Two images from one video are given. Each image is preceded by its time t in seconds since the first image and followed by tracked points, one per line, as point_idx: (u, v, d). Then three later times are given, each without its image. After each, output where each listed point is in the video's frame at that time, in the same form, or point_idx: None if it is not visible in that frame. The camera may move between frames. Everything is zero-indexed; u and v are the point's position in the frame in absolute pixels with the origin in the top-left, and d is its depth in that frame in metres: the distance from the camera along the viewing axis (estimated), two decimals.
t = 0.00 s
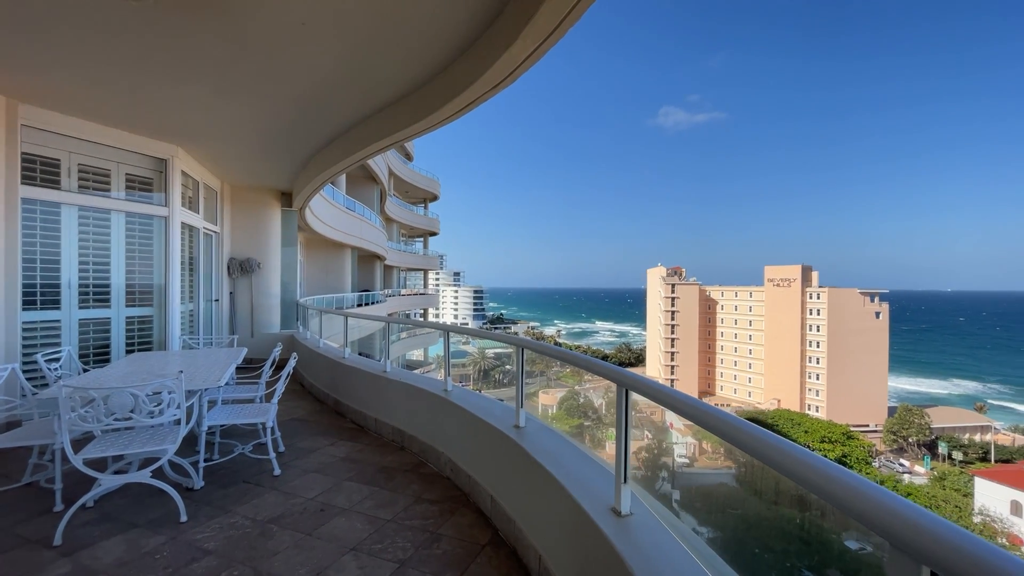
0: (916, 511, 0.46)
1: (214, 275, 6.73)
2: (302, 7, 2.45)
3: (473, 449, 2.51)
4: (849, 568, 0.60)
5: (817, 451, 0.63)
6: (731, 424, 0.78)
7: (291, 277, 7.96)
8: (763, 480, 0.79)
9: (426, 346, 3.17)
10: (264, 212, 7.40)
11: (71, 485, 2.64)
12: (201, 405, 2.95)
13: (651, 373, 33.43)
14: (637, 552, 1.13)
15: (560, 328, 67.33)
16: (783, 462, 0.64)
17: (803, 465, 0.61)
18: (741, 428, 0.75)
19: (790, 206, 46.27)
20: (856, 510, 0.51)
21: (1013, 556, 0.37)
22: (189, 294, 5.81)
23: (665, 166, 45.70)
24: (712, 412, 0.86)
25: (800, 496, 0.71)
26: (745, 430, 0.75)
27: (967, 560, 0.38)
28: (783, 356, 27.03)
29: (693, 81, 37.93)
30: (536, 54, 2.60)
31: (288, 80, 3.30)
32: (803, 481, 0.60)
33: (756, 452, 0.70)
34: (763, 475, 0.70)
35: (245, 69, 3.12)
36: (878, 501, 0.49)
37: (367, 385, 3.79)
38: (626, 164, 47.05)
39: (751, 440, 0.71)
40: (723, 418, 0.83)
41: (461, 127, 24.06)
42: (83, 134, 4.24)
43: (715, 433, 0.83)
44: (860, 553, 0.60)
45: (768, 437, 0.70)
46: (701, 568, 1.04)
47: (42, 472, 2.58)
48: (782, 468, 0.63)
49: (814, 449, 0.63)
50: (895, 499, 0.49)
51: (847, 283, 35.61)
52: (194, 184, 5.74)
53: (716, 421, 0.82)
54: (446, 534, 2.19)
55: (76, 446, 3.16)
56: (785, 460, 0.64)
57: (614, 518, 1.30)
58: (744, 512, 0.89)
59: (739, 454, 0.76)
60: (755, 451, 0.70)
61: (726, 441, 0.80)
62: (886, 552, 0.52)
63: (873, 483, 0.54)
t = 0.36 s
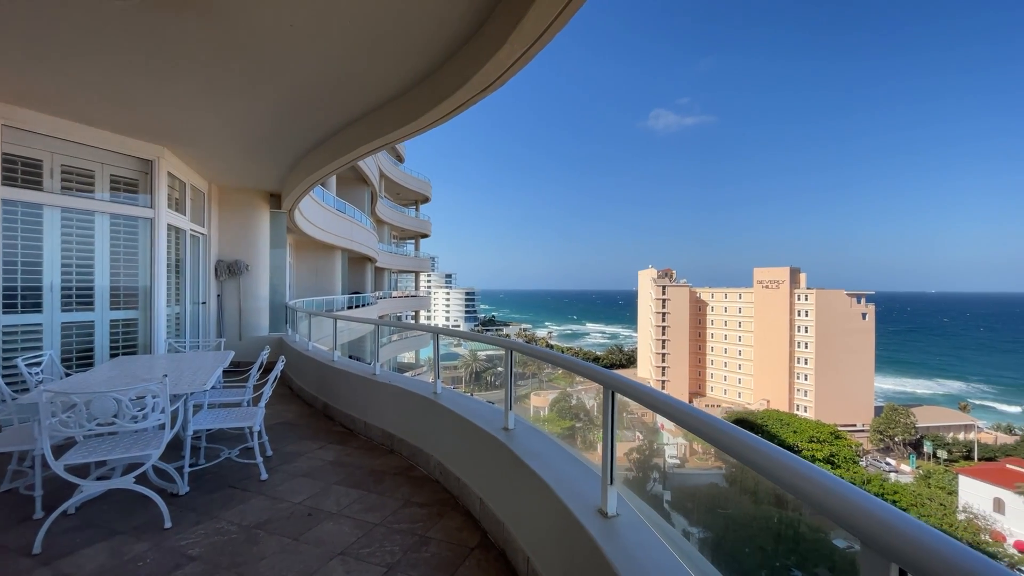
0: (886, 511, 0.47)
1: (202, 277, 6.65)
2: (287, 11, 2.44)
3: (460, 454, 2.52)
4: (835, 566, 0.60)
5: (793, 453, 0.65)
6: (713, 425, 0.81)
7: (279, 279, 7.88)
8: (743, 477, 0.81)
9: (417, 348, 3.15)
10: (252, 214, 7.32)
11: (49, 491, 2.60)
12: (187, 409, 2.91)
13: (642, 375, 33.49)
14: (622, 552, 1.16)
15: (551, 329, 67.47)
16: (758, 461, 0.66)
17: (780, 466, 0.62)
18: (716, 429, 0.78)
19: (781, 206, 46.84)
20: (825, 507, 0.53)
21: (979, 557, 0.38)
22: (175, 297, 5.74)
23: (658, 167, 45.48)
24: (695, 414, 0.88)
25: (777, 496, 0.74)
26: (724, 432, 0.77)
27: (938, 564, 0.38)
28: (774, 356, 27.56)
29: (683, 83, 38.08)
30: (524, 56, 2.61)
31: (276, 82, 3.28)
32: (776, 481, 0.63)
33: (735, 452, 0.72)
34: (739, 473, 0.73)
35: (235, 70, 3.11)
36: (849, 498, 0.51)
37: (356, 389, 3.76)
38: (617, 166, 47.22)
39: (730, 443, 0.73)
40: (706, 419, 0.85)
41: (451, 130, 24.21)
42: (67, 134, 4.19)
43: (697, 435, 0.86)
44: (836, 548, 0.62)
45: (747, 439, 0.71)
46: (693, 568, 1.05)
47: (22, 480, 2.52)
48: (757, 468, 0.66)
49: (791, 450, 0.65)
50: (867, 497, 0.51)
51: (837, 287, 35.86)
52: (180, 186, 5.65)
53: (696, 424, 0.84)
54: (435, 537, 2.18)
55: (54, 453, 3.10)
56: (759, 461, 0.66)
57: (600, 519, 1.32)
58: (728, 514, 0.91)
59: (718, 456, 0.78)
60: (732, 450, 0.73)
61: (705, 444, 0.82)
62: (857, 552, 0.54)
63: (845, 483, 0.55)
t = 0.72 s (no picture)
0: (843, 504, 0.50)
1: (173, 279, 6.45)
2: (261, 7, 2.40)
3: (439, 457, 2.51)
4: (808, 560, 0.62)
5: (758, 450, 0.67)
6: (686, 425, 0.83)
7: (256, 281, 7.71)
8: (715, 476, 0.84)
9: (398, 351, 3.12)
10: (227, 215, 7.14)
11: (8, 502, 2.49)
12: (156, 415, 2.82)
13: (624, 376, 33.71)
14: (596, 552, 1.18)
15: (533, 331, 67.59)
16: (729, 460, 0.68)
17: (745, 464, 0.65)
18: (693, 431, 0.79)
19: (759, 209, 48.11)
20: (787, 503, 0.55)
21: (922, 546, 0.41)
22: (144, 300, 5.56)
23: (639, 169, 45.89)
24: (668, 416, 0.90)
25: (743, 491, 0.77)
26: (697, 431, 0.79)
27: (886, 553, 0.40)
28: (751, 358, 29.02)
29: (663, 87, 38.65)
30: (503, 58, 2.62)
31: (252, 80, 3.22)
32: (742, 475, 0.65)
33: (706, 451, 0.74)
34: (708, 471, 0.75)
35: (208, 69, 3.05)
36: (811, 492, 0.53)
37: (334, 392, 3.71)
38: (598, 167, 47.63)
39: (700, 441, 0.76)
40: (678, 422, 0.87)
41: (432, 132, 24.14)
42: (28, 131, 4.01)
43: (669, 435, 0.88)
44: (804, 545, 0.64)
45: (719, 438, 0.73)
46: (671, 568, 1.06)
47: None
48: (725, 465, 0.68)
49: (757, 447, 0.67)
50: (828, 490, 0.53)
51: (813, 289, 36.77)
52: (149, 185, 5.48)
53: (671, 426, 0.86)
54: (414, 541, 2.16)
55: (12, 462, 2.97)
56: (730, 458, 0.68)
57: (577, 519, 1.35)
58: (703, 513, 0.93)
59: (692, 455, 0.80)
60: (703, 450, 0.75)
61: (678, 444, 0.85)
62: (819, 548, 0.56)
63: (807, 475, 0.58)
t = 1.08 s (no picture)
0: (807, 502, 0.51)
1: (144, 280, 6.27)
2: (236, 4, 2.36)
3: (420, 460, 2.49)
4: (775, 556, 0.64)
5: (728, 449, 0.69)
6: (661, 425, 0.85)
7: (232, 282, 7.53)
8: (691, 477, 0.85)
9: (379, 352, 3.10)
10: (202, 214, 6.96)
11: None
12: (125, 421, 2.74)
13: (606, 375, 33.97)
14: (575, 553, 1.20)
15: (517, 332, 67.62)
16: (699, 459, 0.70)
17: (718, 464, 0.66)
18: (668, 432, 0.81)
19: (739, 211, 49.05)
20: (758, 500, 0.56)
21: (884, 541, 0.42)
22: (114, 302, 5.38)
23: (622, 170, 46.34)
24: (645, 416, 0.92)
25: (717, 489, 0.79)
26: (672, 432, 0.80)
27: (852, 554, 0.41)
28: (730, 356, 29.88)
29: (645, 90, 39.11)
30: (484, 58, 2.63)
31: (228, 76, 3.15)
32: (711, 471, 0.67)
33: (680, 451, 0.76)
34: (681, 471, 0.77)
35: (180, 64, 2.96)
36: (774, 489, 0.55)
37: (312, 395, 3.65)
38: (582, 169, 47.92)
39: (676, 442, 0.77)
40: (654, 424, 0.88)
41: (414, 133, 24.02)
42: None
43: (646, 435, 0.90)
44: (775, 544, 0.66)
45: (693, 439, 0.75)
46: (651, 567, 1.07)
47: None
48: (698, 464, 0.70)
49: (727, 447, 0.69)
50: (796, 491, 0.54)
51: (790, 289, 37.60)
52: (119, 182, 5.31)
53: (650, 428, 0.87)
54: (392, 545, 2.14)
55: None
56: (703, 456, 0.70)
57: (556, 520, 1.37)
58: (682, 513, 0.95)
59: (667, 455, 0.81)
60: (677, 451, 0.76)
61: (653, 445, 0.86)
62: (787, 548, 0.58)
63: (774, 475, 0.60)
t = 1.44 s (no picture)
0: (782, 503, 0.52)
1: (115, 281, 6.08)
2: None
3: (401, 463, 2.47)
4: (748, 555, 0.66)
5: (702, 451, 0.71)
6: (635, 425, 0.88)
7: (207, 283, 7.35)
8: (660, 479, 0.87)
9: (361, 355, 3.07)
10: (176, 214, 6.78)
11: None
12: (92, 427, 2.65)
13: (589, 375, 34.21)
14: (555, 555, 1.23)
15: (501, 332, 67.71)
16: (674, 461, 0.72)
17: (691, 467, 0.68)
18: (645, 431, 0.84)
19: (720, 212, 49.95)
20: (733, 505, 0.57)
21: (849, 541, 0.43)
22: (82, 303, 5.20)
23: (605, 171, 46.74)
24: (622, 417, 0.94)
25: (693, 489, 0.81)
26: (649, 435, 0.82)
27: (819, 548, 0.42)
28: (711, 355, 30.40)
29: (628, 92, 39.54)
30: (464, 57, 2.62)
31: (202, 71, 3.07)
32: (684, 473, 0.69)
33: (657, 452, 0.78)
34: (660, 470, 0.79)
35: (152, 58, 2.88)
36: (743, 489, 0.57)
37: (290, 398, 3.59)
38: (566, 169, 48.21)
39: (656, 444, 0.78)
40: (632, 424, 0.90)
41: (398, 133, 23.87)
42: None
43: (623, 437, 0.91)
44: (741, 545, 0.68)
45: (670, 440, 0.77)
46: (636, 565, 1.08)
47: None
48: (672, 462, 0.72)
49: (702, 448, 0.72)
50: (766, 490, 0.56)
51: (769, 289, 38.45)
52: (87, 180, 5.14)
53: (628, 428, 0.88)
54: (371, 549, 2.12)
55: None
56: (677, 458, 0.72)
57: (535, 522, 1.41)
58: (666, 510, 0.95)
59: (646, 458, 0.83)
60: (651, 451, 0.79)
61: (633, 446, 0.88)
62: (755, 549, 0.61)
63: (751, 480, 0.60)
